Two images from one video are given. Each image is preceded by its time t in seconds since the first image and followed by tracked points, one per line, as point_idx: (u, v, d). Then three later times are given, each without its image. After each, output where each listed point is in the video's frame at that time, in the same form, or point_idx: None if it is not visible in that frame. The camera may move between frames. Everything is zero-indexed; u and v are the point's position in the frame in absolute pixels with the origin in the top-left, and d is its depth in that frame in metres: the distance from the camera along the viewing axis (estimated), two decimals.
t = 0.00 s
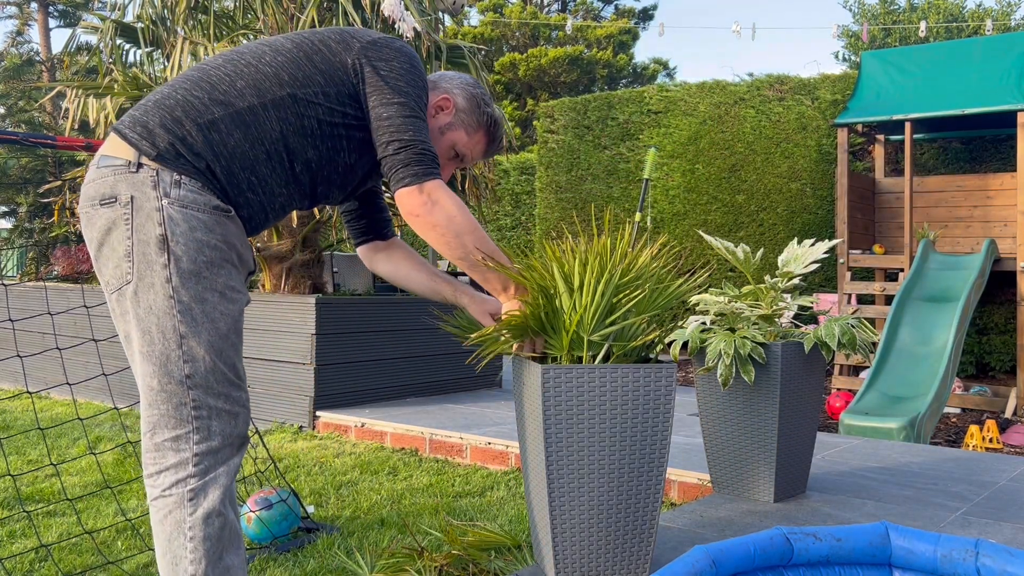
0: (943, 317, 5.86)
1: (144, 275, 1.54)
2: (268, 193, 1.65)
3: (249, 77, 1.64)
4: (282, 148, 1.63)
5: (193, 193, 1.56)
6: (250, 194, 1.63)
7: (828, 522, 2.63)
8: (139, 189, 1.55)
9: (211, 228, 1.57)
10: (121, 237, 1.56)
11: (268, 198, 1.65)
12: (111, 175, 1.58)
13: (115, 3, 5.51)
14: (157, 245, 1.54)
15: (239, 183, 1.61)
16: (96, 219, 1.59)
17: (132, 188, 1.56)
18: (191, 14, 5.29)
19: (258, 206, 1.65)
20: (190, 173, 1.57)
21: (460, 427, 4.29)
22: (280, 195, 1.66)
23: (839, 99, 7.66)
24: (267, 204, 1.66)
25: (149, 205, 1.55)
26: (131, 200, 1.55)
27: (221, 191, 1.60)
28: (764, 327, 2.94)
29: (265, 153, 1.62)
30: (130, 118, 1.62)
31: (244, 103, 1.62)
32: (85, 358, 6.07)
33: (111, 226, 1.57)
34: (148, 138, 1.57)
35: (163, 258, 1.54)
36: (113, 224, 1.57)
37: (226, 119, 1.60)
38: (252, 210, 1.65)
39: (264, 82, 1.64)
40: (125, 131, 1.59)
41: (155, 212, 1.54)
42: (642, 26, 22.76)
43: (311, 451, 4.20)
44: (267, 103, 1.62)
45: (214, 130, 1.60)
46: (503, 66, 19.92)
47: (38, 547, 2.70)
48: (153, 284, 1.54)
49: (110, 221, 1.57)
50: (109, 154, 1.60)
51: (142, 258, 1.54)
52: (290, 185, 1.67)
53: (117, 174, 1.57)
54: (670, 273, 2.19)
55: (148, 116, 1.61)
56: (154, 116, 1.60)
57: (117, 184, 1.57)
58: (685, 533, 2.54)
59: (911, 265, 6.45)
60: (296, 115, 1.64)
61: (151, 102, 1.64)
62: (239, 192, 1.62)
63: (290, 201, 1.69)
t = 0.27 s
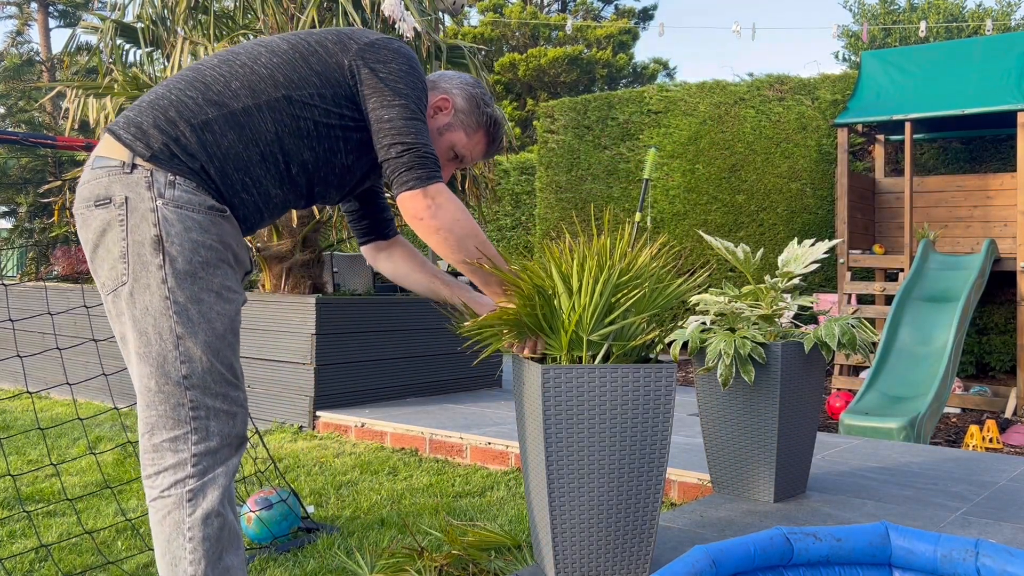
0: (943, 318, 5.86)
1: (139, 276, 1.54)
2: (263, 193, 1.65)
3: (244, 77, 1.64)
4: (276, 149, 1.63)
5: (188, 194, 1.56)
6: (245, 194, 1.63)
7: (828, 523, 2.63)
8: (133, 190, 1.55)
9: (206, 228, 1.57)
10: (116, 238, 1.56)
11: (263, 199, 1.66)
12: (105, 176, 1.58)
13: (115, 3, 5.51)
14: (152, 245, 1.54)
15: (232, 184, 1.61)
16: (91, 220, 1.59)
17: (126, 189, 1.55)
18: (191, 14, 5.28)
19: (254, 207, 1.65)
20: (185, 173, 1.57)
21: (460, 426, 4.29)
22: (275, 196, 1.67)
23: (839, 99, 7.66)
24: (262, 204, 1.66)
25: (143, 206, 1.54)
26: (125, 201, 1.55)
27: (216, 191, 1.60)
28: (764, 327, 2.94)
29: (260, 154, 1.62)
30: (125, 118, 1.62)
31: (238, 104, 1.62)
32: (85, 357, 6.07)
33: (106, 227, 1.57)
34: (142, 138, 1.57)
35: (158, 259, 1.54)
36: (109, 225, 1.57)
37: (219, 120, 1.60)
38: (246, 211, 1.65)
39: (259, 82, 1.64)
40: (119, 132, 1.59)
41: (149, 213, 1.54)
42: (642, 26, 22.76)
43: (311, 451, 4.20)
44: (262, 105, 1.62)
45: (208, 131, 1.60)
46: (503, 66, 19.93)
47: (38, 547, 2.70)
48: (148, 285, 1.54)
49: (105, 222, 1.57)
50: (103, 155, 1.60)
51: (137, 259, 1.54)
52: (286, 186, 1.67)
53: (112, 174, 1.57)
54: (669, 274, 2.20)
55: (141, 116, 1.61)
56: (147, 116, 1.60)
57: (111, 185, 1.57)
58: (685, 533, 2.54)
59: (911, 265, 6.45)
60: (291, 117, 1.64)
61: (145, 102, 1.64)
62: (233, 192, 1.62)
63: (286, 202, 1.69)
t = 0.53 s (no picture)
0: (943, 318, 5.86)
1: (129, 278, 1.55)
2: (253, 192, 1.64)
3: (229, 76, 1.63)
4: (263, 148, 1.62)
5: (176, 194, 1.56)
6: (234, 194, 1.62)
7: (828, 523, 2.63)
8: (122, 192, 1.56)
9: (194, 228, 1.57)
10: (106, 240, 1.57)
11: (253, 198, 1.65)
12: (96, 178, 1.59)
13: (115, 3, 5.50)
14: (141, 247, 1.54)
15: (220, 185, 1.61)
16: (83, 222, 1.60)
17: (115, 191, 1.57)
18: (191, 13, 5.28)
19: (244, 206, 1.65)
20: (173, 173, 1.57)
21: (460, 426, 4.29)
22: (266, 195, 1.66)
23: (839, 99, 7.65)
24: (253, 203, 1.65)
25: (132, 207, 1.55)
26: (115, 203, 1.56)
27: (205, 191, 1.60)
28: (764, 327, 2.94)
29: (247, 153, 1.61)
30: (114, 119, 1.63)
31: (223, 103, 1.61)
32: (85, 357, 6.07)
33: (97, 229, 1.58)
34: (129, 139, 1.58)
35: (147, 261, 1.54)
36: (100, 227, 1.58)
37: (204, 120, 1.60)
38: (236, 212, 1.65)
39: (243, 81, 1.62)
40: (106, 133, 1.60)
41: (138, 214, 1.55)
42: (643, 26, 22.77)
43: (311, 451, 4.20)
44: (247, 104, 1.61)
45: (193, 131, 1.59)
46: (503, 66, 19.94)
47: (38, 547, 2.70)
48: (138, 287, 1.54)
49: (96, 225, 1.58)
50: (94, 158, 1.62)
51: (128, 261, 1.55)
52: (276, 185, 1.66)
53: (102, 176, 1.58)
54: (669, 273, 2.20)
55: (128, 116, 1.61)
56: (134, 116, 1.61)
57: (101, 187, 1.58)
58: (684, 532, 2.54)
59: (911, 265, 6.44)
60: (277, 115, 1.62)
61: (133, 102, 1.64)
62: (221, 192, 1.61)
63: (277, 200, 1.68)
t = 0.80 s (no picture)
0: (943, 318, 5.86)
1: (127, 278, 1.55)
2: (253, 191, 1.64)
3: (228, 75, 1.63)
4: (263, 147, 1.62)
5: (173, 193, 1.56)
6: (233, 193, 1.62)
7: (828, 523, 2.63)
8: (120, 191, 1.56)
9: (191, 228, 1.57)
10: (105, 240, 1.57)
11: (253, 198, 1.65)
12: (95, 177, 1.60)
13: (115, 3, 5.51)
14: (139, 247, 1.54)
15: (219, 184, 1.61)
16: (83, 221, 1.61)
17: (114, 190, 1.57)
18: (190, 13, 5.29)
19: (244, 206, 1.65)
20: (171, 172, 1.57)
21: (461, 427, 4.29)
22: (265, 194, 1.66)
23: (839, 99, 7.65)
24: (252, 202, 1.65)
25: (129, 207, 1.56)
26: (114, 202, 1.57)
27: (203, 190, 1.60)
28: (764, 327, 2.94)
29: (245, 153, 1.61)
30: (113, 117, 1.63)
31: (222, 102, 1.61)
32: (85, 357, 6.07)
33: (96, 229, 1.59)
34: (128, 138, 1.58)
35: (145, 261, 1.54)
36: (98, 227, 1.58)
37: (202, 118, 1.60)
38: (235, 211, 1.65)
39: (243, 80, 1.62)
40: (106, 132, 1.61)
41: (136, 213, 1.55)
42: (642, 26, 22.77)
43: (311, 452, 4.20)
44: (246, 103, 1.61)
45: (191, 129, 1.60)
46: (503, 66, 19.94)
47: (38, 547, 2.70)
48: (135, 287, 1.54)
49: (95, 224, 1.59)
50: (94, 156, 1.63)
51: (126, 261, 1.55)
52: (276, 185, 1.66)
53: (101, 175, 1.59)
54: (669, 273, 2.20)
55: (127, 115, 1.62)
56: (133, 115, 1.61)
57: (100, 186, 1.58)
58: (684, 532, 2.54)
59: (911, 265, 6.45)
60: (276, 114, 1.61)
61: (133, 101, 1.64)
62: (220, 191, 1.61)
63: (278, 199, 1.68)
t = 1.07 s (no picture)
0: (943, 317, 5.87)
1: (130, 278, 1.55)
2: (254, 190, 1.65)
3: (227, 74, 1.62)
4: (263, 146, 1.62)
5: (176, 192, 1.56)
6: (235, 193, 1.63)
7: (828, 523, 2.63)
8: (123, 191, 1.56)
9: (195, 227, 1.57)
10: (108, 240, 1.57)
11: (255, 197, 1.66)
12: (97, 177, 1.59)
13: (116, 3, 5.51)
14: (142, 247, 1.54)
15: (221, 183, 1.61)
16: (85, 221, 1.60)
17: (116, 190, 1.57)
18: (191, 13, 5.29)
19: (246, 205, 1.66)
20: (173, 172, 1.57)
21: (461, 427, 4.28)
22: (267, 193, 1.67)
23: (839, 99, 7.65)
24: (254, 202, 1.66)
25: (132, 207, 1.55)
26: (116, 202, 1.56)
27: (206, 189, 1.60)
28: (764, 327, 2.94)
29: (246, 152, 1.61)
30: (114, 117, 1.63)
31: (222, 102, 1.61)
32: (85, 357, 6.08)
33: (99, 229, 1.58)
34: (130, 137, 1.58)
35: (148, 261, 1.54)
36: (101, 227, 1.58)
37: (203, 118, 1.60)
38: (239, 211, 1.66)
39: (242, 79, 1.62)
40: (108, 132, 1.60)
41: (138, 213, 1.55)
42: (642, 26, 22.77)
43: (311, 451, 4.20)
44: (245, 102, 1.61)
45: (192, 129, 1.59)
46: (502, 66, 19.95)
47: (38, 546, 2.70)
48: (139, 287, 1.54)
49: (97, 224, 1.58)
50: (96, 156, 1.62)
51: (129, 261, 1.55)
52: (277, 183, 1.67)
53: (103, 175, 1.59)
54: (669, 272, 2.20)
55: (128, 114, 1.61)
56: (135, 114, 1.61)
57: (102, 186, 1.58)
58: (685, 532, 2.54)
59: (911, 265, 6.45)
60: (275, 114, 1.62)
61: (134, 100, 1.64)
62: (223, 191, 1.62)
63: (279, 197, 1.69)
